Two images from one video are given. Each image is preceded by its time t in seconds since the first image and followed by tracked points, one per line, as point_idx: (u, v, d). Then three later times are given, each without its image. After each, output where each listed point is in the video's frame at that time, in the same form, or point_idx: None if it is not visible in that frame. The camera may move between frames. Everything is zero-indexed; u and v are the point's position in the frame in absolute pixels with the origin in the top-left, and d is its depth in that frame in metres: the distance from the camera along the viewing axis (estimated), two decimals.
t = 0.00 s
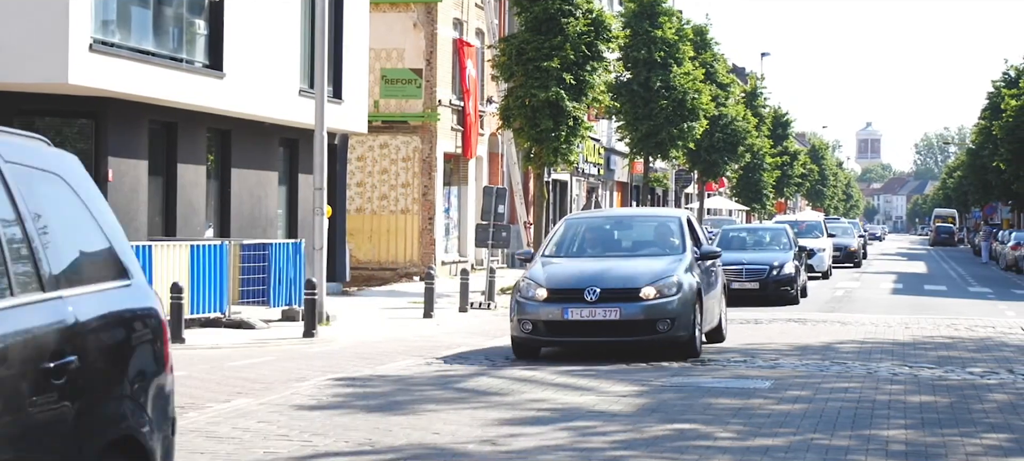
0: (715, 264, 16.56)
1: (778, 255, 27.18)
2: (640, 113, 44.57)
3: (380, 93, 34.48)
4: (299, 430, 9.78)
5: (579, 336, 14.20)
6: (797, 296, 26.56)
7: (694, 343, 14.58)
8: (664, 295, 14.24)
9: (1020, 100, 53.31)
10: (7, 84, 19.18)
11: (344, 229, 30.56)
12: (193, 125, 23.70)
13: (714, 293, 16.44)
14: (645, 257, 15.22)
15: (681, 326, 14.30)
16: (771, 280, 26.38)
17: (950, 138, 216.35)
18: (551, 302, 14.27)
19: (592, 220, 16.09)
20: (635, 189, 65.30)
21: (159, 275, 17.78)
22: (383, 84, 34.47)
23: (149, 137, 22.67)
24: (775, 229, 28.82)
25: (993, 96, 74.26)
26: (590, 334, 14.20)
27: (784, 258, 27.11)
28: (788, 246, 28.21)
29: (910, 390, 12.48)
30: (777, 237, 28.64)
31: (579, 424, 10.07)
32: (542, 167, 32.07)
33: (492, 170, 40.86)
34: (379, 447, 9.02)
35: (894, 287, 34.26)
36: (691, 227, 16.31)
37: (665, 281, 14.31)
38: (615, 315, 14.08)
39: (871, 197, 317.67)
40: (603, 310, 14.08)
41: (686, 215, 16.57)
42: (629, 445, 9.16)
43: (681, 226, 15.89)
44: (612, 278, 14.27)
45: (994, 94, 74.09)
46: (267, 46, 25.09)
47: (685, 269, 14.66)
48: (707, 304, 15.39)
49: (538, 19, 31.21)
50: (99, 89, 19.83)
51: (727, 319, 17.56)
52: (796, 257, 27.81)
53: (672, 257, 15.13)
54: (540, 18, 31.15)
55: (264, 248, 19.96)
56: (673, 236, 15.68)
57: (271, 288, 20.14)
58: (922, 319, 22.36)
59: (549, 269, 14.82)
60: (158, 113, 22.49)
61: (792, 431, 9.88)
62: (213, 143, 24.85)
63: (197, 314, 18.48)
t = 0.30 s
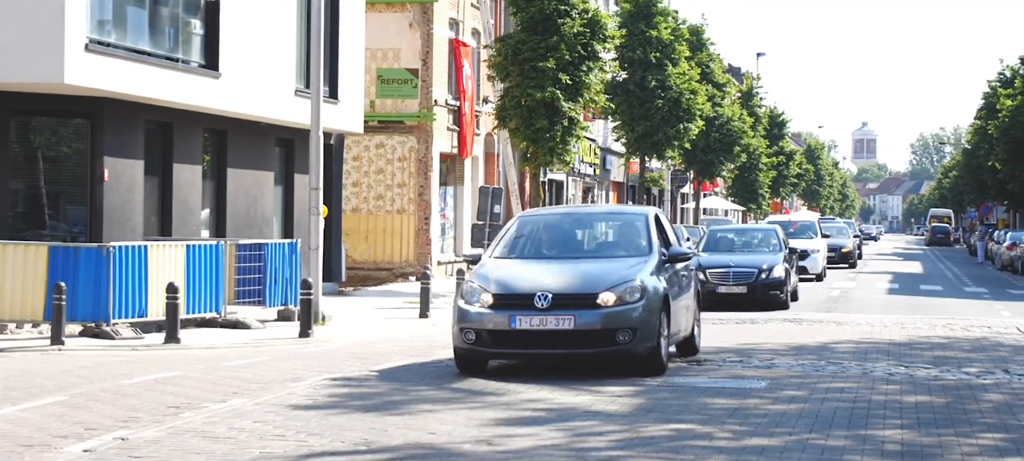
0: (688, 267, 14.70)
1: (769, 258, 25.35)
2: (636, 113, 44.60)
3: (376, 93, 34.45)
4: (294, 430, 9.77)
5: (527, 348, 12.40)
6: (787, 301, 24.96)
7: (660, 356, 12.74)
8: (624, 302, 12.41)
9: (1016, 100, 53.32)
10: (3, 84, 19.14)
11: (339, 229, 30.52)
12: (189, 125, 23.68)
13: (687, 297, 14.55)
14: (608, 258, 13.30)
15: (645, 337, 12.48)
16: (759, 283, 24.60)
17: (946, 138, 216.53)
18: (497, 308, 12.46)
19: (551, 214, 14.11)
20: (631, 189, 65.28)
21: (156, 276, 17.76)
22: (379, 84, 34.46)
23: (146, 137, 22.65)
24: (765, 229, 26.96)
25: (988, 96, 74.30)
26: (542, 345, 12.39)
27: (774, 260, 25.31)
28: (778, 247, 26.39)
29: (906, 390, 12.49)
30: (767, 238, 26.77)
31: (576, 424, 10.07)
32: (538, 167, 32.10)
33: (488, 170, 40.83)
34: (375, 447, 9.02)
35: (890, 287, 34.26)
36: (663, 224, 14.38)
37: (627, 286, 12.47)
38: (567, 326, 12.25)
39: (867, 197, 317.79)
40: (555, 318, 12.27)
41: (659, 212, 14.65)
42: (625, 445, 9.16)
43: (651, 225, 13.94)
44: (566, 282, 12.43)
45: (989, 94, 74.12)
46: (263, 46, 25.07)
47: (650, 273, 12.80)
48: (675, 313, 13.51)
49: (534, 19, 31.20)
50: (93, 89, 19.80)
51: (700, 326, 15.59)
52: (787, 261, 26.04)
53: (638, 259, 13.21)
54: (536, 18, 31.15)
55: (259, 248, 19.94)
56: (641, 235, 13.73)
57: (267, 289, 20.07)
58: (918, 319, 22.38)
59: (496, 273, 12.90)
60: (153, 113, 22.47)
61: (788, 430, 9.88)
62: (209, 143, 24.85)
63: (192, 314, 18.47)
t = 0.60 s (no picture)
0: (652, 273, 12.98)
1: (756, 258, 24.30)
2: (633, 113, 44.63)
3: (372, 93, 34.42)
4: (290, 430, 9.76)
5: (461, 368, 10.61)
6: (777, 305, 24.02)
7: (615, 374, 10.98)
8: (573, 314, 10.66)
9: (1012, 101, 53.37)
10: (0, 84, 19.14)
11: (336, 229, 30.50)
12: (185, 125, 23.65)
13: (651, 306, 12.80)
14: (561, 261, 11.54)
15: (597, 355, 10.71)
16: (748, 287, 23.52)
17: (942, 138, 216.60)
18: (427, 321, 10.65)
19: (499, 212, 12.32)
20: (628, 190, 65.32)
21: (152, 276, 17.74)
22: (375, 84, 34.42)
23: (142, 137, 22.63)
24: (755, 229, 25.83)
25: (984, 97, 74.32)
26: (478, 365, 10.60)
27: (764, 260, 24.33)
28: (768, 247, 25.20)
29: (902, 390, 12.49)
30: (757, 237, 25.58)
31: (573, 424, 10.08)
32: (534, 167, 32.08)
33: (484, 170, 40.81)
34: (371, 446, 9.01)
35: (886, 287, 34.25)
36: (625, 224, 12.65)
37: (578, 295, 10.71)
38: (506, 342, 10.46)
39: (864, 197, 317.87)
40: (493, 333, 10.48)
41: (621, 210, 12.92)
42: (621, 445, 9.16)
43: (610, 224, 12.20)
44: (507, 290, 10.65)
45: (986, 95, 74.20)
46: (259, 47, 25.05)
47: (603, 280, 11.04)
48: (635, 324, 11.76)
49: (530, 19, 31.25)
50: (90, 89, 19.81)
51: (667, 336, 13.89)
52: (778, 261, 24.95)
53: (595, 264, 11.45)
54: (532, 18, 31.18)
55: (256, 249, 19.93)
56: (599, 235, 11.98)
57: (264, 289, 20.08)
58: (914, 319, 22.39)
59: (427, 280, 11.05)
60: (150, 114, 22.44)
61: (784, 431, 9.89)
62: (206, 143, 24.83)
63: (188, 314, 18.47)
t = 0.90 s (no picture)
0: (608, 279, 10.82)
1: (745, 255, 23.19)
2: (629, 113, 44.65)
3: (369, 93, 34.42)
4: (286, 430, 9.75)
5: (366, 405, 8.41)
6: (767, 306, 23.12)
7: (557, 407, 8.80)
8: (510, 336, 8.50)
9: (1008, 102, 53.40)
10: None
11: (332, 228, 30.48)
12: (181, 125, 23.62)
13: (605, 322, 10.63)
14: (494, 272, 9.25)
15: (534, 387, 8.54)
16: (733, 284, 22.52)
17: (939, 138, 216.66)
18: (327, 349, 8.44)
19: (419, 211, 10.01)
20: (624, 189, 65.33)
21: (150, 275, 17.75)
22: (372, 83, 34.42)
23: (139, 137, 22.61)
24: (743, 228, 24.65)
25: (981, 96, 74.36)
26: (388, 401, 8.39)
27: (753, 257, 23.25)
28: (756, 246, 24.01)
29: (898, 390, 12.49)
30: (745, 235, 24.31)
31: (569, 424, 10.07)
32: (531, 167, 32.05)
33: (481, 170, 40.79)
34: (369, 446, 9.01)
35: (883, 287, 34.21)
36: (572, 225, 10.37)
37: (510, 317, 8.51)
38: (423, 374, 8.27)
39: (861, 196, 317.82)
40: (405, 364, 8.28)
41: (568, 205, 10.64)
42: (619, 445, 9.15)
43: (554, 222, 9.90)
44: (421, 313, 8.42)
45: (982, 94, 74.24)
46: (256, 46, 25.05)
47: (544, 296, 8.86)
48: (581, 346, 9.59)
49: (526, 19, 31.22)
50: (86, 88, 19.78)
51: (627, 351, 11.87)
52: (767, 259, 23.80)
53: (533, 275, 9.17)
54: (528, 18, 31.16)
55: (253, 248, 19.94)
56: (542, 235, 9.72)
57: (260, 288, 20.11)
58: (911, 319, 22.39)
59: (331, 298, 8.78)
60: (147, 113, 22.45)
61: (782, 431, 9.89)
62: (203, 143, 24.81)
63: (186, 314, 18.43)
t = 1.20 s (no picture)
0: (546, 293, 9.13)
1: (731, 251, 22.23)
2: (626, 113, 44.69)
3: (366, 93, 34.45)
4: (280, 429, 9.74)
5: (225, 451, 6.74)
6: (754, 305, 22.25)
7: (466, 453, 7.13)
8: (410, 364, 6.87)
9: (1005, 102, 53.43)
10: None
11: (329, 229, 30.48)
12: (179, 125, 23.63)
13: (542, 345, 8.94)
14: (398, 286, 7.56)
15: (435, 430, 6.88)
16: (720, 278, 21.58)
17: (936, 138, 217.00)
18: (180, 380, 6.77)
19: (311, 214, 8.32)
20: (621, 189, 65.40)
21: (146, 274, 17.76)
22: (369, 84, 34.48)
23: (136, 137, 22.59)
24: (732, 225, 23.67)
25: (977, 96, 74.42)
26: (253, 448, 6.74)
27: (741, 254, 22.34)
28: (745, 242, 23.05)
29: (895, 390, 12.48)
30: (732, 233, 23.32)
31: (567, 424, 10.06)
32: (528, 167, 32.08)
33: (479, 170, 40.82)
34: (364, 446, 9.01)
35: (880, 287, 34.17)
36: (499, 228, 8.70)
37: (406, 342, 6.85)
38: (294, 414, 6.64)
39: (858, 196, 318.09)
40: (273, 401, 6.65)
41: (496, 204, 8.96)
42: (617, 445, 9.15)
43: (473, 224, 8.23)
44: (293, 337, 6.76)
45: (979, 94, 74.32)
46: (253, 46, 25.04)
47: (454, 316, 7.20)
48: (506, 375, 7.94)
49: (524, 19, 31.20)
50: (83, 88, 19.77)
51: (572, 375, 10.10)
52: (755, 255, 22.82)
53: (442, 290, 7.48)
54: (525, 18, 31.15)
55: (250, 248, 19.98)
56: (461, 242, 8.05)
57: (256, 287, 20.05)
58: (908, 319, 22.39)
59: (187, 320, 7.06)
60: (144, 113, 22.45)
61: (779, 431, 9.88)
62: (199, 143, 24.79)
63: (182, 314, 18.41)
